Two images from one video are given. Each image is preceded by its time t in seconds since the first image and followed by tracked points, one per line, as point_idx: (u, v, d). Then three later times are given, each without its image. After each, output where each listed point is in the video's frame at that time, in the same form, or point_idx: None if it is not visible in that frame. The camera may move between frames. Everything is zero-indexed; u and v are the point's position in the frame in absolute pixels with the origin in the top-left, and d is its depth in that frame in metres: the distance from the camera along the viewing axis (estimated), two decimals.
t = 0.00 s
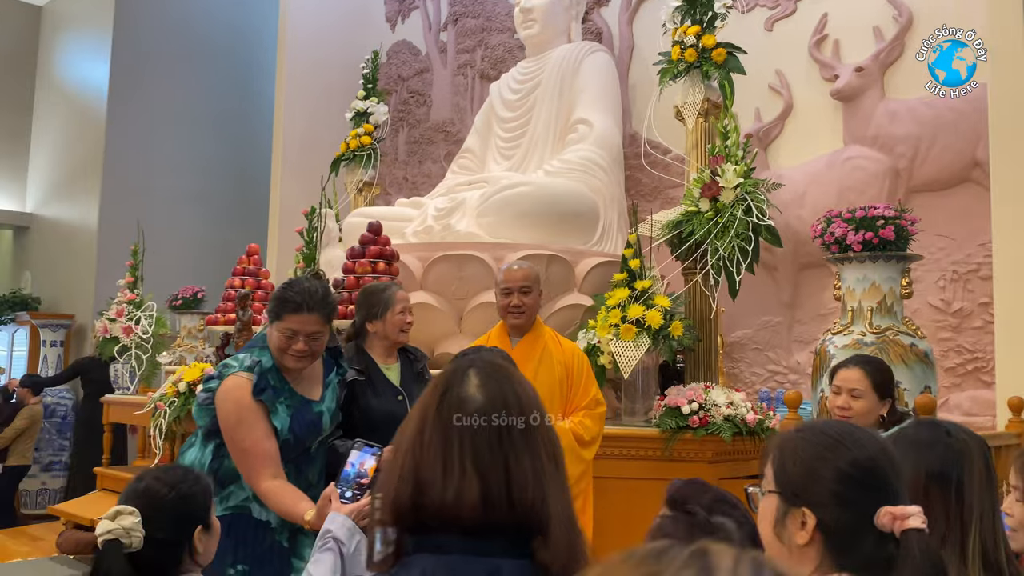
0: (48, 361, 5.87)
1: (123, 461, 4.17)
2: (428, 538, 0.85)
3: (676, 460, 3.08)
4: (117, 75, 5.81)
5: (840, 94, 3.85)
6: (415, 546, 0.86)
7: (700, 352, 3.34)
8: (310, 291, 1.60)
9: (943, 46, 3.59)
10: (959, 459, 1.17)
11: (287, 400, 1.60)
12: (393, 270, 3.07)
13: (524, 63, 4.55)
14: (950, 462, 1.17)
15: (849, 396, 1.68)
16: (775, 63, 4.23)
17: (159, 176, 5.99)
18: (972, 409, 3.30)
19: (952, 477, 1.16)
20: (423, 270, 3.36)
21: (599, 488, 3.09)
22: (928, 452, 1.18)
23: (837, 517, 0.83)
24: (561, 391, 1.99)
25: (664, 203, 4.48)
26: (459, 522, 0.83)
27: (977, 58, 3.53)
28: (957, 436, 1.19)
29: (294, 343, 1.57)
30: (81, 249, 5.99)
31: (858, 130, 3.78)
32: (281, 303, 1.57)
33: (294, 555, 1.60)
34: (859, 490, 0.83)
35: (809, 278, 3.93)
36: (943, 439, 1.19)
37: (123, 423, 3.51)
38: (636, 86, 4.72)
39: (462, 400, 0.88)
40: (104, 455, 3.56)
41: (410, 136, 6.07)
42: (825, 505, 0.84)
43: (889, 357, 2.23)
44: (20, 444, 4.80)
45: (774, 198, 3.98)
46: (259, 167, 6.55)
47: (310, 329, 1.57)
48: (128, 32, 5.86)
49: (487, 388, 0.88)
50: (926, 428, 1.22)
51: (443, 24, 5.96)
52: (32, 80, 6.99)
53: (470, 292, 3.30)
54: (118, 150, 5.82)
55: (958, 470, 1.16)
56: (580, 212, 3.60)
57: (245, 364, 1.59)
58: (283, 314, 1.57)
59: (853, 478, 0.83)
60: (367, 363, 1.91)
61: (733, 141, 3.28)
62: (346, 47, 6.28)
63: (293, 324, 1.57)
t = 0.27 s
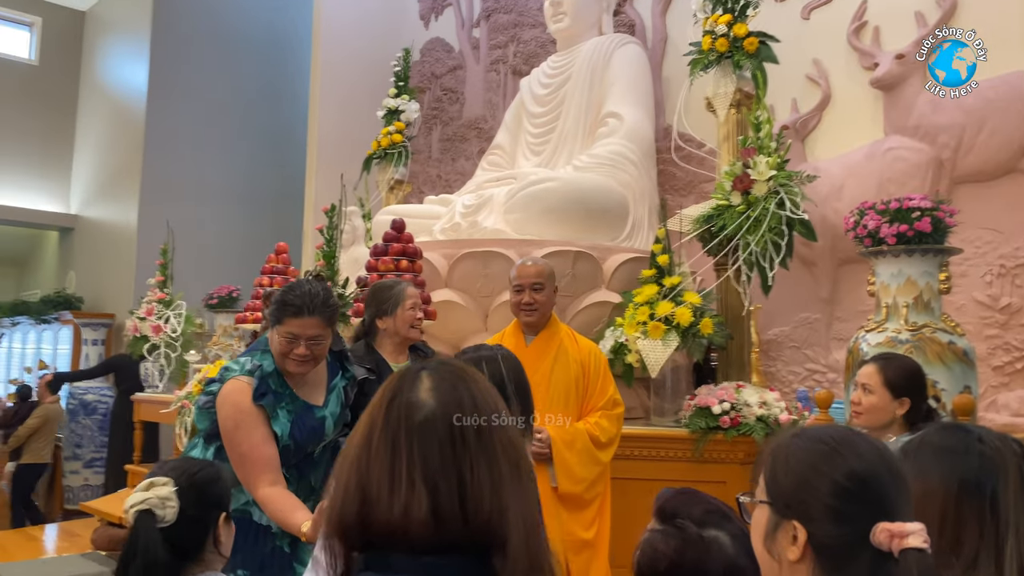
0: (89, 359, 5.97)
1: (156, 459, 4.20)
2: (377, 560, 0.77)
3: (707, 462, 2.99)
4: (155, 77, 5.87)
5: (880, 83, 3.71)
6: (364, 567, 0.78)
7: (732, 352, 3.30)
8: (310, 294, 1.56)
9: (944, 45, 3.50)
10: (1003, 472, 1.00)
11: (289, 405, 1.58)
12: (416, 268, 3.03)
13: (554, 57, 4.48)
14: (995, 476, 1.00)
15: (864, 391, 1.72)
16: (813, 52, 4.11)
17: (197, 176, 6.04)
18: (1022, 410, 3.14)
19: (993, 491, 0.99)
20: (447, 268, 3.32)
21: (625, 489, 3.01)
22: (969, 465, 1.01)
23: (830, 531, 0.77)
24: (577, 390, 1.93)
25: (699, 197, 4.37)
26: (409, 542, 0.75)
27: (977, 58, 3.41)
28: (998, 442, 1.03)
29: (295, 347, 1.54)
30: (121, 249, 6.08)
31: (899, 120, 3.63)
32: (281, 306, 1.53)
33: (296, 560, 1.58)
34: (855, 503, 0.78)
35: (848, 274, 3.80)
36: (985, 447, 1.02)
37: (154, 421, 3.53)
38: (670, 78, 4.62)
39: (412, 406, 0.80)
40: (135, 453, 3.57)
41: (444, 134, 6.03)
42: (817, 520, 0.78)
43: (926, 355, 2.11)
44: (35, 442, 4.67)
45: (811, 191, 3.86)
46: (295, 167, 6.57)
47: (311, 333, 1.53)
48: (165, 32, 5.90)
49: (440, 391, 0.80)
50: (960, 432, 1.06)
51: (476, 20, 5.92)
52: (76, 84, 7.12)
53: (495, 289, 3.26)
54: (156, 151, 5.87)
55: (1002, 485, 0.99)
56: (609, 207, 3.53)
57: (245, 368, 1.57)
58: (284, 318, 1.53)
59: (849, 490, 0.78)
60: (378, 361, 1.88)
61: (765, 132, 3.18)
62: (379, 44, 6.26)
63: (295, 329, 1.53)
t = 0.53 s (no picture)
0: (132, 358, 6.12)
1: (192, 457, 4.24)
2: (327, 558, 0.78)
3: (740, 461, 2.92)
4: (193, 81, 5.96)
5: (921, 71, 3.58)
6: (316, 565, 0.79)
7: (765, 347, 3.19)
8: (316, 294, 1.55)
9: (944, 46, 3.53)
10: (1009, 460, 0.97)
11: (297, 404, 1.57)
12: (441, 265, 3.01)
13: (585, 51, 4.43)
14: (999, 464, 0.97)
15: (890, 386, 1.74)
16: (851, 40, 3.99)
17: (237, 177, 6.11)
18: None
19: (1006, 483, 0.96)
20: (475, 264, 3.30)
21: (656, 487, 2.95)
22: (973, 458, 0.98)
23: (820, 534, 0.73)
24: (593, 388, 1.89)
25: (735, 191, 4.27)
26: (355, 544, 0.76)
27: (977, 58, 3.41)
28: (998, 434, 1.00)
29: (301, 348, 1.53)
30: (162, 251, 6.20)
31: (941, 108, 3.50)
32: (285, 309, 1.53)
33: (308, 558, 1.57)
34: (846, 504, 0.73)
35: (889, 267, 3.68)
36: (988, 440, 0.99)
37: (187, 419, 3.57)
38: (703, 70, 4.53)
39: (360, 405, 0.79)
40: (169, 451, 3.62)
41: (477, 132, 6.01)
42: (807, 522, 0.74)
43: (963, 350, 2.03)
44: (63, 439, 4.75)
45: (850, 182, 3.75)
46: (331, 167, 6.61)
47: (316, 334, 1.53)
48: (202, 37, 5.99)
49: (388, 389, 0.79)
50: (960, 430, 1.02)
51: (509, 16, 5.88)
52: (118, 89, 7.24)
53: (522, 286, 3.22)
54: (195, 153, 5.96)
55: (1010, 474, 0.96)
56: (638, 202, 3.48)
57: (254, 367, 1.57)
58: (289, 320, 1.53)
59: (839, 490, 0.74)
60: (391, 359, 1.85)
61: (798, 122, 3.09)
62: (412, 44, 6.26)
63: (301, 330, 1.53)
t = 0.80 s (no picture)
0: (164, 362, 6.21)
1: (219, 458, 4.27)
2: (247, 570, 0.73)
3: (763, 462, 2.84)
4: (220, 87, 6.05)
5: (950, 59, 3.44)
6: None
7: (791, 344, 3.09)
8: (309, 292, 1.53)
9: (944, 46, 3.49)
10: (994, 456, 0.88)
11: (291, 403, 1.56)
12: (456, 265, 2.98)
13: (607, 46, 4.37)
14: (981, 459, 0.88)
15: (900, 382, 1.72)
16: (879, 27, 3.88)
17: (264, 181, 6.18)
18: None
19: (987, 478, 0.87)
20: (492, 263, 3.27)
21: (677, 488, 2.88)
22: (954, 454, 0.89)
23: (776, 536, 0.69)
24: (596, 386, 1.88)
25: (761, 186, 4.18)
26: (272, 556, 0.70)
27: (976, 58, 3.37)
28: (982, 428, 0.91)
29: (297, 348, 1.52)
30: (194, 255, 6.29)
31: (973, 96, 3.37)
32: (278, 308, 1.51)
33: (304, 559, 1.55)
34: (804, 502, 0.69)
35: (920, 261, 3.57)
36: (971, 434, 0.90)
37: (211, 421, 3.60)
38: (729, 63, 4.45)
39: (279, 402, 0.73)
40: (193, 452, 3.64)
41: (502, 130, 6.00)
42: (762, 523, 0.70)
43: (986, 344, 1.96)
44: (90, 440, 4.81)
45: (879, 174, 3.65)
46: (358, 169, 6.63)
47: (311, 333, 1.52)
48: (228, 43, 6.06)
49: (309, 386, 0.73)
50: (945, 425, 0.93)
51: (533, 14, 5.85)
52: (150, 96, 7.34)
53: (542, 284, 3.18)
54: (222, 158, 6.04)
55: (994, 470, 0.87)
56: (659, 197, 3.42)
57: (253, 363, 1.55)
58: (283, 320, 1.53)
59: (797, 487, 0.69)
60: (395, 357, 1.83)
61: (821, 113, 2.99)
62: (437, 44, 6.25)
63: (294, 330, 1.52)
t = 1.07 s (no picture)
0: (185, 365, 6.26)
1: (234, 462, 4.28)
2: None
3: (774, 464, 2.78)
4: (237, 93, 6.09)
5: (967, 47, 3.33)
6: None
7: (804, 341, 3.01)
8: (299, 286, 1.53)
9: (943, 47, 3.49)
10: (938, 463, 0.85)
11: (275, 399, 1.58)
12: (462, 265, 2.96)
13: (618, 43, 4.32)
14: (925, 465, 0.85)
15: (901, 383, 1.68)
16: (895, 18, 3.79)
17: (282, 185, 6.23)
18: None
19: (928, 484, 0.85)
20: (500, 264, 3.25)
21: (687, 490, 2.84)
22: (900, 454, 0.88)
23: (708, 547, 0.69)
24: (589, 387, 1.86)
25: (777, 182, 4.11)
26: None
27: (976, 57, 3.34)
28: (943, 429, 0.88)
29: (289, 341, 1.53)
30: (215, 260, 6.35)
31: (992, 86, 3.27)
32: (270, 300, 1.51)
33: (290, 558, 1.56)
34: (735, 513, 0.70)
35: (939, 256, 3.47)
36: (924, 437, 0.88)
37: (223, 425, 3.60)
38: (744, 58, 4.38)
39: (169, 413, 0.62)
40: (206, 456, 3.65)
41: (518, 130, 5.99)
42: (693, 532, 0.70)
43: (997, 340, 1.95)
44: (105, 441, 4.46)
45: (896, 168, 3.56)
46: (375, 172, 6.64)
47: (303, 327, 1.53)
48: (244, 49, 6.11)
49: (206, 393, 0.62)
50: (904, 424, 0.91)
51: (547, 13, 5.82)
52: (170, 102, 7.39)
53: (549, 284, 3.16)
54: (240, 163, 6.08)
55: (936, 476, 0.85)
56: (669, 195, 3.36)
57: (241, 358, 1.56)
58: (273, 313, 1.52)
59: (726, 498, 0.70)
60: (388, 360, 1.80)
61: (832, 106, 2.91)
62: (452, 45, 6.24)
63: (285, 323, 1.53)
